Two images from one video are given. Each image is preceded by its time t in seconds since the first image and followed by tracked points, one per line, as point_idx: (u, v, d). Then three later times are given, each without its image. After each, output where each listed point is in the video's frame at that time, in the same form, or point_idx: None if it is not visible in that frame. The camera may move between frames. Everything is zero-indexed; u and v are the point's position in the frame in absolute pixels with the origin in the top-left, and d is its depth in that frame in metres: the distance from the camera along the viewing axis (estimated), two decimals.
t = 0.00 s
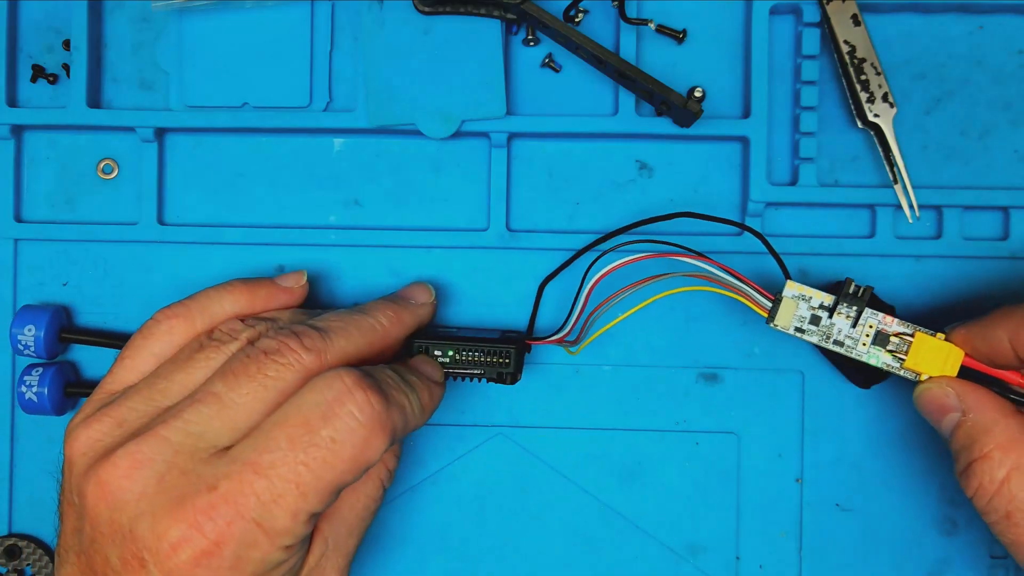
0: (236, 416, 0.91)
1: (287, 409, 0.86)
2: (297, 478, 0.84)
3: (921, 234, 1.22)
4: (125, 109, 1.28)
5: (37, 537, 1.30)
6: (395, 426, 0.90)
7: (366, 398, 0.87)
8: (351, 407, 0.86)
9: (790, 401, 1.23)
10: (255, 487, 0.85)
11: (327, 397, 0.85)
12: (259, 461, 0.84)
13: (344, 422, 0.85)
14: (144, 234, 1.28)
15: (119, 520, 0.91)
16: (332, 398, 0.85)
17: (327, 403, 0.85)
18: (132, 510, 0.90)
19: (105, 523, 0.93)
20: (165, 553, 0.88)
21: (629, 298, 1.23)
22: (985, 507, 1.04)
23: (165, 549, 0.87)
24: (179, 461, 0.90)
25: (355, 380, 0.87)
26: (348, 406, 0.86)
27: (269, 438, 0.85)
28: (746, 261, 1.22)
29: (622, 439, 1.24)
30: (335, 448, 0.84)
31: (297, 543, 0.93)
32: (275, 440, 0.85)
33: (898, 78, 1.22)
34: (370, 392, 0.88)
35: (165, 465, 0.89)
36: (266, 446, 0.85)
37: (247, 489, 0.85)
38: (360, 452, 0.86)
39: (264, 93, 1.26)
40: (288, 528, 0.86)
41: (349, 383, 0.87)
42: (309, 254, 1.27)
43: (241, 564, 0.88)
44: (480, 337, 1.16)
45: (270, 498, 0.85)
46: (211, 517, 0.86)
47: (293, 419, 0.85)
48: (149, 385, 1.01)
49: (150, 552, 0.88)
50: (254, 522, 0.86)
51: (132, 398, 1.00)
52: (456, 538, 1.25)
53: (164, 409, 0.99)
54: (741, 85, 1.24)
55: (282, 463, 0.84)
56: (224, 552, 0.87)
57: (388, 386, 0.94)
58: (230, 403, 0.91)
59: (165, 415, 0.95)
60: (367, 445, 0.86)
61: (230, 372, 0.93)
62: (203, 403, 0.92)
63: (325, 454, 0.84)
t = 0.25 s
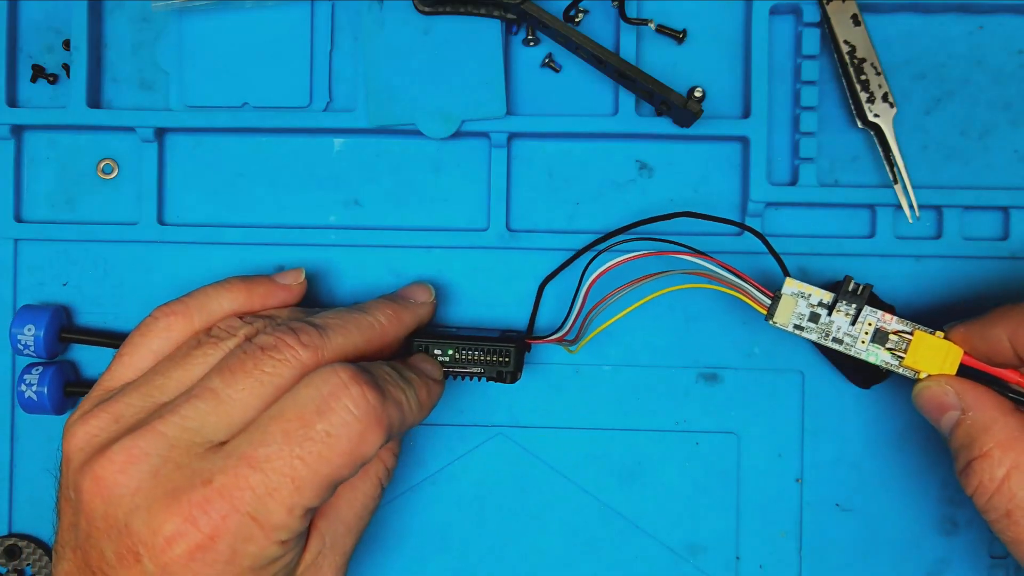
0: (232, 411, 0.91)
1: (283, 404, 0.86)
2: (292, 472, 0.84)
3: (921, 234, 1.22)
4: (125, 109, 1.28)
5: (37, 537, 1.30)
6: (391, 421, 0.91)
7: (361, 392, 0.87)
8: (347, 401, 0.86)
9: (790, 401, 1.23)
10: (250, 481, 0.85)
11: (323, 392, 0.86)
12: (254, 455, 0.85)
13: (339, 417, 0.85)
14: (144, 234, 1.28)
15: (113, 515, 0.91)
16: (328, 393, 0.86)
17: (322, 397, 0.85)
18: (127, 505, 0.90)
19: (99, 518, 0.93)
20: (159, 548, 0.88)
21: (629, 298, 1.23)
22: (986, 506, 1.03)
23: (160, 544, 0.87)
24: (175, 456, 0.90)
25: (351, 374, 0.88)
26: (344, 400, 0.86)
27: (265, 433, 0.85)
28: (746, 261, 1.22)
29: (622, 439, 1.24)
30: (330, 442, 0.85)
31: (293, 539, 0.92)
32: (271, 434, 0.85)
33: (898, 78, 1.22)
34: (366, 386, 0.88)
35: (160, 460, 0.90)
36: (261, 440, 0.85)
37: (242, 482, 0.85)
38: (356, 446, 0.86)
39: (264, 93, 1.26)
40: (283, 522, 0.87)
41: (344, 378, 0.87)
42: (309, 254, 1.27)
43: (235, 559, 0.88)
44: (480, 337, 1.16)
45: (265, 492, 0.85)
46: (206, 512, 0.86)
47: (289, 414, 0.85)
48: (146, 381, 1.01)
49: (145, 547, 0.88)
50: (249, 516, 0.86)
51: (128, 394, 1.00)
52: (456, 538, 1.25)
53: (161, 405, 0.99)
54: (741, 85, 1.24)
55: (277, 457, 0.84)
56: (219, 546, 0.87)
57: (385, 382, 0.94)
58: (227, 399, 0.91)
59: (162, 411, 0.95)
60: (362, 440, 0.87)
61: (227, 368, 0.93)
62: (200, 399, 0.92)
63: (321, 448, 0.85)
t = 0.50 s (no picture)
0: (231, 410, 0.92)
1: (278, 399, 0.87)
2: (285, 466, 0.84)
3: (921, 234, 1.22)
4: (125, 109, 1.28)
5: (37, 537, 1.30)
6: (385, 414, 0.90)
7: (353, 385, 0.87)
8: (339, 394, 0.86)
9: (790, 401, 1.23)
10: (244, 477, 0.85)
11: (315, 385, 0.86)
12: (248, 450, 0.85)
13: (331, 410, 0.85)
14: (144, 234, 1.28)
15: (111, 513, 0.91)
16: (320, 386, 0.86)
17: (315, 391, 0.85)
18: (123, 503, 0.90)
19: (97, 516, 0.93)
20: (155, 545, 0.88)
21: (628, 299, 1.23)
22: (990, 508, 1.02)
23: (156, 541, 0.88)
24: (171, 453, 0.90)
25: (342, 367, 0.88)
26: (336, 393, 0.86)
27: (259, 428, 0.85)
28: (746, 262, 1.22)
29: (622, 439, 1.24)
30: (322, 435, 0.84)
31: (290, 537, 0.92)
32: (264, 429, 0.85)
33: (897, 78, 1.22)
34: (358, 379, 0.88)
35: (156, 457, 0.90)
36: (255, 435, 0.85)
37: (236, 478, 0.85)
38: (349, 439, 0.86)
39: (264, 93, 1.26)
40: (278, 517, 0.87)
41: (336, 371, 0.87)
42: (308, 255, 1.27)
43: (232, 555, 0.88)
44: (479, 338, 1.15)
45: (259, 487, 0.85)
46: (201, 508, 0.86)
47: (282, 408, 0.85)
48: (146, 380, 1.02)
49: (141, 545, 0.89)
50: (244, 512, 0.86)
51: (128, 393, 1.01)
52: (456, 538, 1.25)
53: (160, 404, 0.99)
54: (741, 85, 1.24)
55: (270, 452, 0.84)
56: (214, 543, 0.87)
57: (378, 375, 0.93)
58: (225, 397, 0.92)
59: (160, 409, 0.95)
60: (356, 433, 0.86)
61: (226, 367, 0.94)
62: (199, 398, 0.92)
63: (313, 442, 0.84)
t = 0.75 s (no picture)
0: (226, 402, 0.93)
1: (264, 385, 0.87)
2: (272, 451, 0.84)
3: (921, 234, 1.22)
4: (125, 109, 1.28)
5: (37, 537, 1.30)
6: (372, 392, 0.89)
7: (336, 366, 0.87)
8: (321, 375, 0.86)
9: (790, 401, 1.23)
10: (234, 465, 0.85)
11: (297, 369, 0.86)
12: (236, 438, 0.85)
13: (316, 392, 0.85)
14: (144, 234, 1.28)
15: (106, 506, 0.92)
16: (302, 369, 0.86)
17: (298, 374, 0.85)
18: (119, 495, 0.91)
19: (93, 510, 0.93)
20: (150, 536, 0.88)
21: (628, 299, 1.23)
22: (995, 518, 1.03)
23: (150, 532, 0.88)
24: (165, 445, 0.91)
25: (324, 349, 0.87)
26: (320, 375, 0.86)
27: (246, 416, 0.85)
28: (746, 262, 1.22)
29: (622, 439, 1.24)
30: (307, 416, 0.84)
31: (286, 529, 0.91)
32: (252, 416, 0.85)
33: (897, 78, 1.22)
34: (340, 359, 0.87)
35: (151, 449, 0.91)
36: (243, 422, 0.85)
37: (226, 467, 0.85)
38: (335, 420, 0.85)
39: (264, 93, 1.26)
40: (270, 505, 0.86)
41: (318, 353, 0.87)
42: (308, 254, 1.27)
43: (225, 546, 0.87)
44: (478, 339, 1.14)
45: (249, 474, 0.85)
46: (193, 498, 0.86)
47: (267, 394, 0.86)
48: (144, 376, 1.03)
49: (135, 537, 0.89)
50: (236, 500, 0.86)
51: (126, 389, 1.02)
52: (456, 538, 1.25)
53: (158, 399, 1.00)
54: (741, 85, 1.24)
55: (256, 438, 0.84)
56: (207, 533, 0.87)
57: (363, 355, 0.93)
58: (221, 391, 0.93)
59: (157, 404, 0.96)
60: (342, 413, 0.86)
61: (222, 363, 0.95)
62: (195, 391, 0.94)
63: (299, 425, 0.84)
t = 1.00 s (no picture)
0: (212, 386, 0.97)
1: (232, 363, 0.89)
2: (242, 426, 0.85)
3: (921, 234, 1.22)
4: (125, 109, 1.28)
5: (37, 537, 1.30)
6: (338, 356, 0.89)
7: (295, 334, 0.87)
8: (282, 345, 0.87)
9: (790, 401, 1.23)
10: (209, 444, 0.86)
11: (258, 343, 0.87)
12: (208, 418, 0.87)
13: (277, 360, 0.86)
14: (144, 234, 1.28)
15: (95, 490, 0.95)
16: (263, 342, 0.87)
17: (259, 347, 0.87)
18: (107, 479, 0.94)
19: (84, 494, 0.97)
20: (135, 518, 0.90)
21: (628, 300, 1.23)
22: (994, 533, 1.03)
23: (135, 516, 0.90)
24: (150, 429, 0.94)
25: (282, 321, 0.88)
26: (280, 345, 0.87)
27: (215, 396, 0.87)
28: (746, 261, 1.22)
29: (622, 439, 1.24)
30: (271, 386, 0.85)
31: (271, 509, 0.91)
32: (221, 395, 0.87)
33: (897, 78, 1.22)
34: (299, 328, 0.88)
35: (137, 434, 0.94)
36: (214, 402, 0.87)
37: (202, 446, 0.87)
38: (300, 386, 0.86)
39: (264, 93, 1.26)
40: (248, 482, 0.87)
41: (277, 325, 0.88)
42: (308, 254, 1.27)
43: (206, 528, 0.88)
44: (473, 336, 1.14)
45: (223, 452, 0.86)
46: (173, 479, 0.88)
47: (234, 371, 0.87)
48: (138, 369, 1.07)
49: (122, 519, 0.91)
50: (214, 479, 0.87)
51: (120, 380, 1.06)
52: (456, 538, 1.25)
53: (149, 387, 1.04)
54: (741, 85, 1.24)
55: (225, 415, 0.86)
56: (189, 513, 0.88)
57: (328, 320, 0.93)
58: (208, 376, 0.98)
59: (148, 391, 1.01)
60: (306, 378, 0.86)
61: (213, 351, 1.01)
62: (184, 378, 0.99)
63: (264, 395, 0.85)
